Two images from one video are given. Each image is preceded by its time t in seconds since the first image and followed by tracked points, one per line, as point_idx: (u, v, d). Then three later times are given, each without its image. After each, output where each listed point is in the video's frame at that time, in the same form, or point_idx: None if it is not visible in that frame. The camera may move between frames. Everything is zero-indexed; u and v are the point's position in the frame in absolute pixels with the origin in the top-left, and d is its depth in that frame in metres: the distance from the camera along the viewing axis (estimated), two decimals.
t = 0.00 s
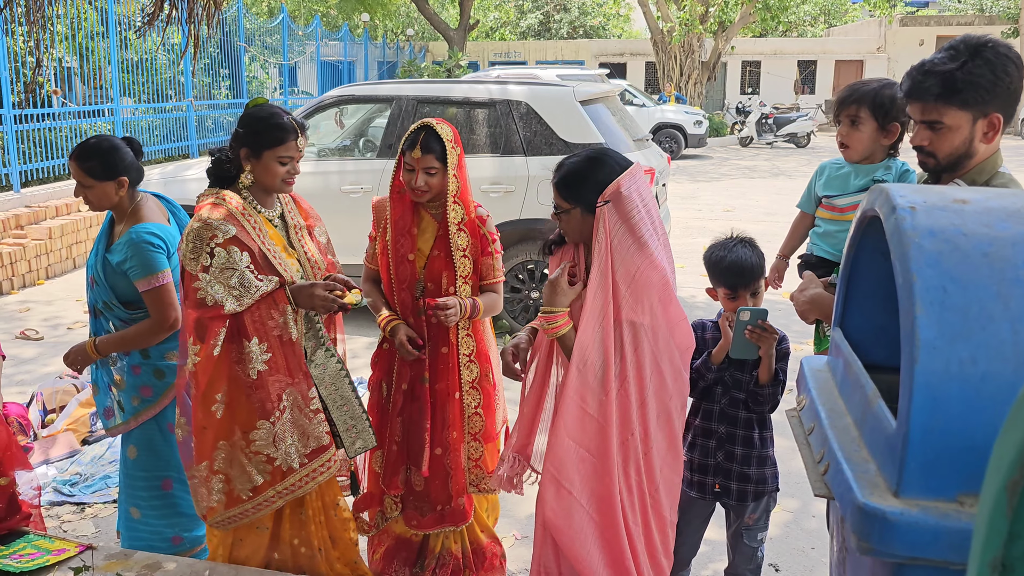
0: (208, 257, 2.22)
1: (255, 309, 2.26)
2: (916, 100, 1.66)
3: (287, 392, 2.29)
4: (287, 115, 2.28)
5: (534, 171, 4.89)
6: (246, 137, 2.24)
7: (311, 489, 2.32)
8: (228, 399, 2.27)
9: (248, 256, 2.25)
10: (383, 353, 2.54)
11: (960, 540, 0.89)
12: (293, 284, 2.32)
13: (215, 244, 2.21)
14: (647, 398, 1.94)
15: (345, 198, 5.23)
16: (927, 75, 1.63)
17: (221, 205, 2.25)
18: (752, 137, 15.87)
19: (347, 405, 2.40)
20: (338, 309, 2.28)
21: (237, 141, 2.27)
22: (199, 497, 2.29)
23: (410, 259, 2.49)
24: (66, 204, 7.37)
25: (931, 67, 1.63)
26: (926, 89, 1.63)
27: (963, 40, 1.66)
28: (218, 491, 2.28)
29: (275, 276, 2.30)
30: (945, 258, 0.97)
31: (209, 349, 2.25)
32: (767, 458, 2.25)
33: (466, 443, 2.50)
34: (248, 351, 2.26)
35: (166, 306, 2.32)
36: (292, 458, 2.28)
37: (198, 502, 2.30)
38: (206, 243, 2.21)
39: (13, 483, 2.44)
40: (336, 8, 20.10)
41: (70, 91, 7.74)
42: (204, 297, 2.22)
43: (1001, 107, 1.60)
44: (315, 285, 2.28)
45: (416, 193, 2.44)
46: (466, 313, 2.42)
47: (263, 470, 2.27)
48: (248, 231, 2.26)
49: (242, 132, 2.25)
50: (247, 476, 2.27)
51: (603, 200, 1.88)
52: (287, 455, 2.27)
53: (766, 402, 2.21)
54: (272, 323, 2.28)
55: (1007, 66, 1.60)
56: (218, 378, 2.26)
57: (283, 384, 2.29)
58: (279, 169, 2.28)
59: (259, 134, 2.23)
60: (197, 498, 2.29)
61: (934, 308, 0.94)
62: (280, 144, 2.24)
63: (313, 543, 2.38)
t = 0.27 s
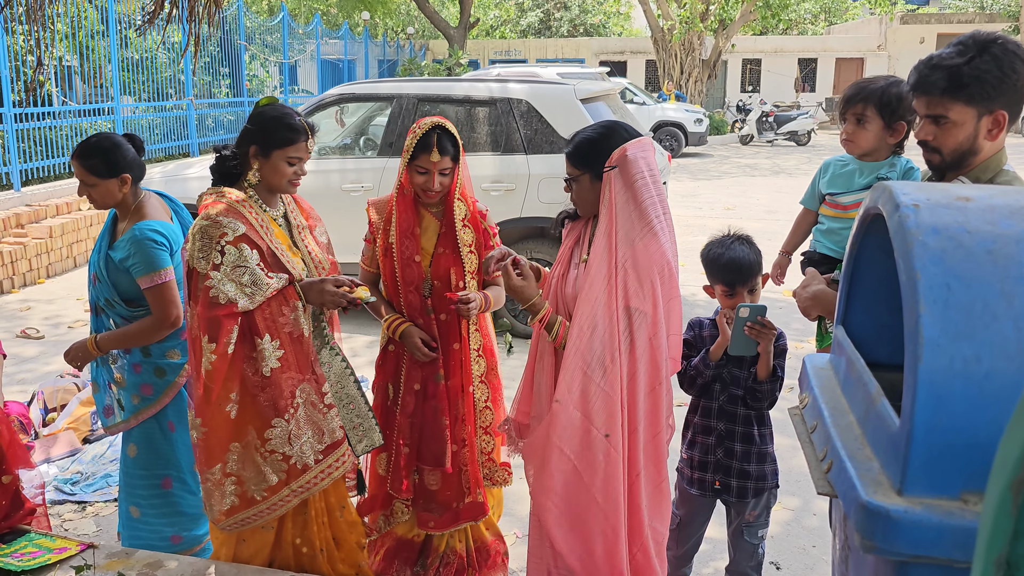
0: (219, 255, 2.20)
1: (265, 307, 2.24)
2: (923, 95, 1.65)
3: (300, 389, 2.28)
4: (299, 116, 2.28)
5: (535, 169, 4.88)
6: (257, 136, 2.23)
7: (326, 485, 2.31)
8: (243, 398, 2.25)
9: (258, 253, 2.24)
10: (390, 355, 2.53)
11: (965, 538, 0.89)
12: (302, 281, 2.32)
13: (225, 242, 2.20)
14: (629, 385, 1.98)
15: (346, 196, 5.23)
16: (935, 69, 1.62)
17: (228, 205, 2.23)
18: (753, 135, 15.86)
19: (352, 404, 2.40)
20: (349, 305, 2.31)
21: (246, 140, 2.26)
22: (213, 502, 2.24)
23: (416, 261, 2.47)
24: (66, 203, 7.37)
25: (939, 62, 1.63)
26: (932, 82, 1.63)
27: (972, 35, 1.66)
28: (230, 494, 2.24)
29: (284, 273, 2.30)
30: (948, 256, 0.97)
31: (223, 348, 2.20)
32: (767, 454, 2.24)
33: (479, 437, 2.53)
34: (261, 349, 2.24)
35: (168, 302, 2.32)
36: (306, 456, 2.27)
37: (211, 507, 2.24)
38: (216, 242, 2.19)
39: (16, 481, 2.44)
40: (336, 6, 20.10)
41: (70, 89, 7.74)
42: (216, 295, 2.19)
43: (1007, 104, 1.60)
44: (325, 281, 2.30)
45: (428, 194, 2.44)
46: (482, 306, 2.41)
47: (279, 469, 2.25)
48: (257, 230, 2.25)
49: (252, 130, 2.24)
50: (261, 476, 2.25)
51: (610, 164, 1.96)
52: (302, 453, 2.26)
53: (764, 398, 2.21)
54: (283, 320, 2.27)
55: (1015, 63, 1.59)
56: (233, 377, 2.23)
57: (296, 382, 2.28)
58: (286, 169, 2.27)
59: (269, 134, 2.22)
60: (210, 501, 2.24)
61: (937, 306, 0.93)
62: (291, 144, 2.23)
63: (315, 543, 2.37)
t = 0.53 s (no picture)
0: (225, 249, 2.20)
1: (271, 302, 2.24)
2: (924, 88, 1.65)
3: (304, 385, 2.28)
4: (309, 112, 2.27)
5: (533, 166, 4.88)
6: (267, 132, 2.22)
7: (329, 481, 2.31)
8: (246, 393, 2.24)
9: (264, 248, 2.23)
10: (390, 353, 2.52)
11: (962, 535, 0.89)
12: (308, 277, 2.32)
13: (232, 236, 2.19)
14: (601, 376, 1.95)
15: (344, 193, 5.22)
16: (937, 63, 1.62)
17: (233, 198, 2.23)
18: (751, 132, 15.85)
19: (352, 402, 2.40)
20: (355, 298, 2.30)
21: (256, 136, 2.25)
22: (217, 498, 2.23)
23: (417, 259, 2.46)
24: (64, 200, 7.35)
25: (941, 55, 1.62)
26: (933, 76, 1.62)
27: (976, 30, 1.65)
28: (233, 490, 2.23)
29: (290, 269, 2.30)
30: (947, 251, 0.96)
31: (228, 343, 2.19)
32: (767, 450, 2.25)
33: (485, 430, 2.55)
34: (265, 345, 2.24)
35: (167, 300, 2.31)
36: (309, 452, 2.27)
37: (213, 502, 2.24)
38: (224, 235, 2.19)
39: (13, 478, 2.46)
40: (335, 3, 20.06)
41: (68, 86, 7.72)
42: (222, 288, 2.19)
43: (1008, 99, 1.59)
44: (331, 276, 2.29)
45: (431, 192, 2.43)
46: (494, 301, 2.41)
47: (282, 465, 2.25)
48: (264, 225, 2.25)
49: (262, 127, 2.23)
50: (264, 472, 2.25)
51: (595, 155, 1.95)
52: (305, 449, 2.26)
53: (763, 394, 2.21)
54: (288, 316, 2.27)
55: (1017, 58, 1.58)
56: (237, 373, 2.23)
57: (300, 377, 2.28)
58: (296, 166, 2.26)
59: (279, 130, 2.22)
60: (214, 497, 2.23)
61: (936, 301, 0.93)
62: (301, 140, 2.23)
63: (318, 541, 2.35)
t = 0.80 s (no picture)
0: (230, 241, 2.18)
1: (274, 296, 2.23)
2: (924, 83, 1.65)
3: (306, 379, 2.27)
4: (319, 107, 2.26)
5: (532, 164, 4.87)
6: (275, 125, 2.21)
7: (329, 477, 2.31)
8: (248, 386, 2.24)
9: (269, 243, 2.22)
10: (387, 349, 2.52)
11: (961, 530, 0.88)
12: (312, 271, 2.31)
13: (237, 229, 2.18)
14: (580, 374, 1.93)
15: (342, 190, 5.21)
16: (938, 57, 1.62)
17: (242, 191, 2.23)
18: (750, 130, 15.85)
19: (353, 399, 2.41)
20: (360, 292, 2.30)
21: (266, 129, 2.24)
22: (216, 491, 2.23)
23: (416, 255, 2.47)
24: (61, 196, 7.33)
25: (942, 50, 1.62)
26: (933, 70, 1.62)
27: (975, 26, 1.65)
28: (234, 482, 2.24)
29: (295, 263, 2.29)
30: (946, 246, 0.96)
31: (232, 335, 2.19)
32: (767, 448, 2.25)
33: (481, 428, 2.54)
34: (268, 338, 2.22)
35: (143, 303, 2.29)
36: (310, 447, 2.26)
37: (214, 496, 2.23)
38: (228, 228, 2.18)
39: (10, 474, 2.43)
40: None
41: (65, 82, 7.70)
42: (226, 281, 2.18)
43: (1008, 95, 1.59)
44: (335, 269, 2.28)
45: (431, 187, 2.42)
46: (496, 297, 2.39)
47: (283, 460, 2.24)
48: (269, 220, 2.25)
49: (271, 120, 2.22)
50: (265, 466, 2.24)
51: (575, 152, 1.94)
52: (306, 443, 2.26)
53: (764, 391, 2.20)
54: (291, 309, 2.26)
55: (1016, 54, 1.59)
56: (239, 366, 2.22)
57: (302, 371, 2.27)
58: (305, 161, 2.25)
59: (289, 125, 2.20)
60: (214, 490, 2.22)
61: (935, 296, 0.93)
62: (309, 134, 2.21)
63: (316, 538, 2.35)
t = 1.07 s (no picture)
0: (234, 238, 2.18)
1: (276, 292, 2.23)
2: (920, 82, 1.65)
3: (308, 375, 2.27)
4: (325, 106, 2.26)
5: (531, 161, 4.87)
6: (282, 124, 2.21)
7: (332, 472, 2.30)
8: (251, 382, 2.23)
9: (273, 240, 2.22)
10: (385, 346, 2.52)
11: (958, 528, 0.89)
12: (315, 269, 2.32)
13: (241, 226, 2.18)
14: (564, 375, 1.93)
15: (340, 187, 5.21)
16: (935, 57, 1.62)
17: (249, 187, 2.24)
18: (749, 128, 15.86)
19: (354, 399, 2.43)
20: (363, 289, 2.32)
21: (272, 128, 2.24)
22: (217, 486, 2.24)
23: (416, 252, 2.47)
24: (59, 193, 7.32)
25: (938, 50, 1.63)
26: (929, 69, 1.62)
27: (971, 26, 1.66)
28: (236, 478, 2.24)
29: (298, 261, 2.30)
30: (943, 245, 0.96)
31: (235, 331, 2.19)
32: (766, 446, 2.25)
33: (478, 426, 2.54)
34: (271, 333, 2.22)
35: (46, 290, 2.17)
36: (312, 443, 2.26)
37: (215, 491, 2.24)
38: (232, 224, 2.18)
39: (7, 471, 2.43)
40: None
41: (63, 79, 7.68)
42: (230, 277, 2.17)
43: (1004, 94, 1.59)
44: (339, 265, 2.29)
45: (430, 184, 2.42)
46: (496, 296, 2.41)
47: (285, 455, 2.24)
48: (272, 217, 2.25)
49: (279, 119, 2.22)
50: (267, 461, 2.24)
51: (562, 151, 1.92)
52: (308, 439, 2.26)
53: (762, 389, 2.21)
54: (294, 306, 2.26)
55: (1013, 53, 1.59)
56: (243, 361, 2.22)
57: (304, 368, 2.27)
58: (310, 159, 2.24)
59: (294, 123, 2.20)
60: (215, 486, 2.23)
61: (933, 294, 0.93)
62: (315, 133, 2.21)
63: (315, 535, 2.35)
